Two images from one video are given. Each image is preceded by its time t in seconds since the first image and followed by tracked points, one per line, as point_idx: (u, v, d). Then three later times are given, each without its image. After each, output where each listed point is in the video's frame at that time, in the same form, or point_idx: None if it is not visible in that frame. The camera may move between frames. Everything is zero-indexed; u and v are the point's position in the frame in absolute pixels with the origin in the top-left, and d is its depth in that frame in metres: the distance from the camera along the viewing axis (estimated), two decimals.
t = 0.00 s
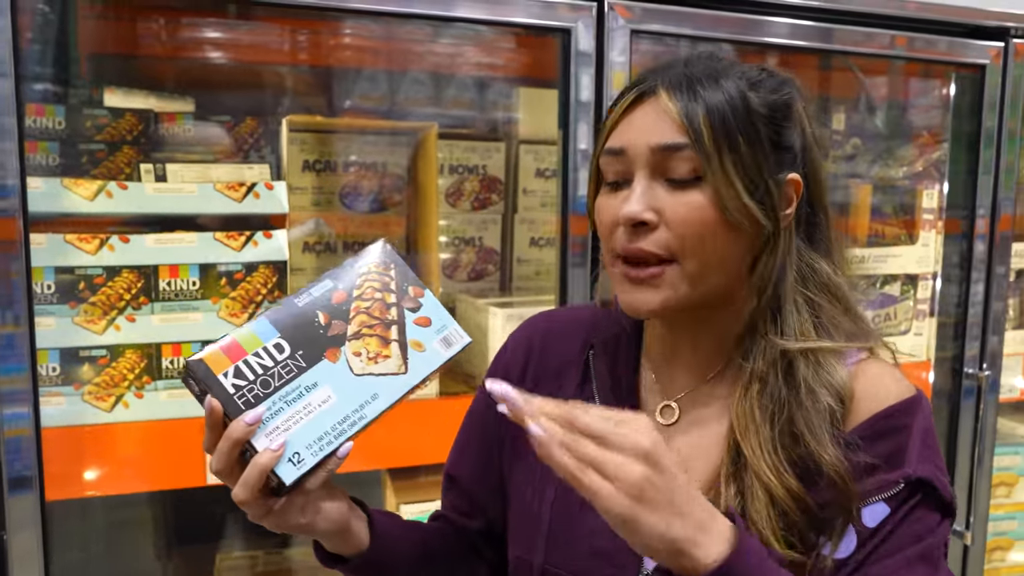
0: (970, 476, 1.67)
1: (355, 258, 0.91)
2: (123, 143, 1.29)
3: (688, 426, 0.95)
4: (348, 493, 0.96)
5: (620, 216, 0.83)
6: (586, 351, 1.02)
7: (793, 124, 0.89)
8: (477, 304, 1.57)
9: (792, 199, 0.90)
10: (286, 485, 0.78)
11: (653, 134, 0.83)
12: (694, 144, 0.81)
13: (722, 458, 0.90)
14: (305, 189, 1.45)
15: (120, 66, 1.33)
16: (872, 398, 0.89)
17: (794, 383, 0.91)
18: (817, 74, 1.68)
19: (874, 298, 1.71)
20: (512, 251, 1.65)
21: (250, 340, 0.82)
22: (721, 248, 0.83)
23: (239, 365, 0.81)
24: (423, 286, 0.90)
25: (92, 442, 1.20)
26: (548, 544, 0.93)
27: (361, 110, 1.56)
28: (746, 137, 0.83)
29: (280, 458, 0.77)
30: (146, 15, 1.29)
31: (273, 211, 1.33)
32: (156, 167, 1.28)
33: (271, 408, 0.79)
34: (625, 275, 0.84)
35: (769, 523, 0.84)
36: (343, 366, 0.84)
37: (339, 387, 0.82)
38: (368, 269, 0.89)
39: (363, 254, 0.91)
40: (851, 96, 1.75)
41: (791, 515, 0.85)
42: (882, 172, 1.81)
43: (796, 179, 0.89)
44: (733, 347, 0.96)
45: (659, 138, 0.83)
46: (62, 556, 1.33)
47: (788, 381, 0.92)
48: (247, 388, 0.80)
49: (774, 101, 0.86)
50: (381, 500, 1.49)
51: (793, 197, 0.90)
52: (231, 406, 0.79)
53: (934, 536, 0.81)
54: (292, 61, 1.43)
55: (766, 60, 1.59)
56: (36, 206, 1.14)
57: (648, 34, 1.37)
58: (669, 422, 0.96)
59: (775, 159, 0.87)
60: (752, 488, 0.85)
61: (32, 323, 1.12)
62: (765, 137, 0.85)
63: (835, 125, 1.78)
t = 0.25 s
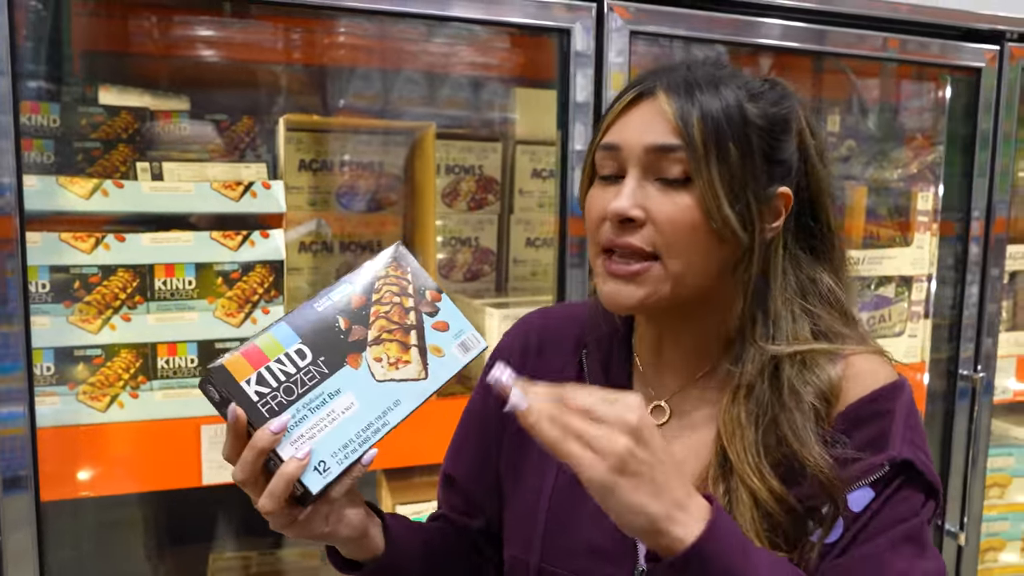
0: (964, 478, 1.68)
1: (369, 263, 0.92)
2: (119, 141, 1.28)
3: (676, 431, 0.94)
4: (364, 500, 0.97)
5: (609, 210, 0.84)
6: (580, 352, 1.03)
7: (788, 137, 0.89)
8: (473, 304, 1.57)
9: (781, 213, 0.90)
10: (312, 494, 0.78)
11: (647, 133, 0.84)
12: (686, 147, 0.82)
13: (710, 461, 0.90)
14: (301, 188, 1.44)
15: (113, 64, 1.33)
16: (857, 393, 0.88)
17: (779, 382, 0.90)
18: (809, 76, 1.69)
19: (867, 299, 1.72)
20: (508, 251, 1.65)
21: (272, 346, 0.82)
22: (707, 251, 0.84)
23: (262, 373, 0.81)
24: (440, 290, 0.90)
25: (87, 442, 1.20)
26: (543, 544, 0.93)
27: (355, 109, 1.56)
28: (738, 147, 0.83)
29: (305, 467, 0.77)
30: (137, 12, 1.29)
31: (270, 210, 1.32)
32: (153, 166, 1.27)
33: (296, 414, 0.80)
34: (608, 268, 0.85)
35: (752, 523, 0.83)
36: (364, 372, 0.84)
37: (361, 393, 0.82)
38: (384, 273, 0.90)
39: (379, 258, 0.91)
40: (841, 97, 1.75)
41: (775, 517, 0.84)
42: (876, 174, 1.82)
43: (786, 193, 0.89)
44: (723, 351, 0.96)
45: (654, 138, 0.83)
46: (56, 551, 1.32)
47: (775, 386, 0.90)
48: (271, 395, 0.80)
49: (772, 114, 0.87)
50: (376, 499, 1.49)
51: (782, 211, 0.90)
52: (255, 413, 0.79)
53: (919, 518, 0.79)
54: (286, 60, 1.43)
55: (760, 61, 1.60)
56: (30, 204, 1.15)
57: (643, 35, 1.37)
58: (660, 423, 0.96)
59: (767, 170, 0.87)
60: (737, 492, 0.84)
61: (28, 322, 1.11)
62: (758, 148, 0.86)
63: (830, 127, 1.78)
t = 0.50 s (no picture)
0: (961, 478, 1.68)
1: (369, 270, 0.91)
2: (115, 139, 1.28)
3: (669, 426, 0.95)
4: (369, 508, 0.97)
5: (650, 207, 0.82)
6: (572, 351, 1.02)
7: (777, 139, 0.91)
8: (471, 305, 1.57)
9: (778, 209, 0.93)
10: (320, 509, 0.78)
11: (681, 130, 0.84)
12: (722, 141, 0.84)
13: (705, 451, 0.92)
14: (299, 188, 1.44)
15: (109, 63, 1.33)
16: (845, 376, 0.91)
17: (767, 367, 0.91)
18: (805, 78, 1.70)
19: (865, 301, 1.71)
20: (506, 252, 1.64)
21: (277, 361, 0.82)
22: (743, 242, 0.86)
23: (268, 389, 0.80)
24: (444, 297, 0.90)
25: (82, 442, 1.19)
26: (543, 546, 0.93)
27: (352, 109, 1.55)
28: (756, 146, 0.86)
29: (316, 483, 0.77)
30: (132, 10, 1.29)
31: (268, 210, 1.31)
32: (150, 164, 1.26)
33: (304, 429, 0.79)
34: (645, 266, 0.83)
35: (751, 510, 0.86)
36: (370, 383, 0.83)
37: (368, 404, 0.82)
38: (387, 280, 0.89)
39: (381, 266, 0.90)
40: (838, 100, 1.76)
41: (773, 502, 0.86)
42: (874, 176, 1.82)
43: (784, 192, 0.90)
44: (713, 344, 0.96)
45: (686, 134, 0.84)
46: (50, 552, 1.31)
47: (762, 368, 0.92)
48: (278, 411, 0.80)
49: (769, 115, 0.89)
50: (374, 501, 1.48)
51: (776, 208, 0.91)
52: (262, 430, 0.79)
53: (918, 505, 0.82)
54: (282, 59, 1.43)
55: (756, 62, 1.60)
56: (27, 203, 1.14)
57: (641, 36, 1.37)
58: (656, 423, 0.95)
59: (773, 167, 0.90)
60: (734, 480, 0.87)
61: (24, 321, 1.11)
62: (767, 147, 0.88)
63: (827, 129, 1.79)
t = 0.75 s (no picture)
0: (965, 479, 1.68)
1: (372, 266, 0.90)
2: (116, 137, 1.27)
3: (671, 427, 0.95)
4: (370, 508, 0.97)
5: (618, 201, 0.82)
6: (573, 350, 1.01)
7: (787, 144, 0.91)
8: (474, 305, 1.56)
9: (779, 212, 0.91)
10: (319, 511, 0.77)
11: (661, 126, 0.83)
12: (699, 139, 0.82)
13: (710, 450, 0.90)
14: (301, 187, 1.44)
15: (110, 61, 1.32)
16: (849, 375, 0.90)
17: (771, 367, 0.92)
18: (806, 79, 1.70)
19: (868, 302, 1.72)
20: (508, 251, 1.64)
21: (276, 359, 0.81)
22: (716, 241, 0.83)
23: (266, 387, 0.80)
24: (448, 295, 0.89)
25: (83, 442, 1.18)
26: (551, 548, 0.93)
27: (352, 108, 1.54)
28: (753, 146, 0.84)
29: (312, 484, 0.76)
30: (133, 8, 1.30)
31: (271, 209, 1.30)
32: (152, 163, 1.26)
33: (302, 428, 0.79)
34: (610, 258, 0.84)
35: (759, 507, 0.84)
36: (370, 383, 0.83)
37: (368, 404, 0.81)
38: (390, 277, 0.88)
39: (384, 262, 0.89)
40: (838, 100, 1.76)
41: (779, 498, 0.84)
42: (877, 176, 1.83)
43: (783, 195, 0.90)
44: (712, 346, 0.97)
45: (666, 132, 0.83)
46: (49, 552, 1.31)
47: (767, 368, 0.92)
48: (276, 410, 0.79)
49: (773, 115, 0.87)
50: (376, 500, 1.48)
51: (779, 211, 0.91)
52: (259, 429, 0.78)
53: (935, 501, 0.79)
54: (284, 58, 1.43)
55: (758, 62, 1.60)
56: (28, 201, 1.13)
57: (643, 35, 1.37)
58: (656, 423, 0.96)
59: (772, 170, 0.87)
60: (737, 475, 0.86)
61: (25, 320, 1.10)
62: (764, 148, 0.86)
63: (830, 129, 1.80)
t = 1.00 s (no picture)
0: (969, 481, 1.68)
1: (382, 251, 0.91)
2: (119, 136, 1.29)
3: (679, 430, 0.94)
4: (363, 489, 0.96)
5: (663, 201, 0.80)
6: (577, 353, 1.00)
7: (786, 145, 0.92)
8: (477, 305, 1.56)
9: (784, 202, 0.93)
10: (297, 484, 0.77)
11: (692, 124, 0.83)
12: (732, 134, 0.83)
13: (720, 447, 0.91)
14: (303, 186, 1.44)
15: (112, 62, 1.30)
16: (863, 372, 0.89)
17: (781, 362, 0.89)
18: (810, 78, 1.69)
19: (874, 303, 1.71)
20: (511, 252, 1.63)
21: (274, 333, 0.82)
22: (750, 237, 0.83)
23: (259, 358, 0.80)
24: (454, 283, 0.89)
25: (84, 442, 1.17)
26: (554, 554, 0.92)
27: (354, 108, 1.55)
28: (765, 140, 0.84)
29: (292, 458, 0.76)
30: (136, 7, 1.27)
31: (273, 208, 1.29)
32: (154, 162, 1.26)
33: (289, 402, 0.79)
34: (652, 264, 0.81)
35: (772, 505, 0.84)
36: (365, 364, 0.83)
37: (360, 385, 0.82)
38: (397, 261, 0.88)
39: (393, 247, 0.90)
40: (840, 98, 1.76)
41: (796, 500, 0.84)
42: (882, 176, 1.82)
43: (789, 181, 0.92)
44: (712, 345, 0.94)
45: (699, 127, 0.83)
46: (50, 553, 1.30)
47: (779, 364, 0.90)
48: (266, 382, 0.80)
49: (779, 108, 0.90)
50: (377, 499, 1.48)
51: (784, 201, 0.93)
52: (247, 397, 0.79)
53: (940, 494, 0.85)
54: (286, 58, 1.41)
55: (761, 62, 1.60)
56: (29, 199, 1.12)
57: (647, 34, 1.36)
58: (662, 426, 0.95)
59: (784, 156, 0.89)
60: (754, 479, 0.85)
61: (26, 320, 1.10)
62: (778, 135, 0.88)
63: (834, 129, 1.80)
